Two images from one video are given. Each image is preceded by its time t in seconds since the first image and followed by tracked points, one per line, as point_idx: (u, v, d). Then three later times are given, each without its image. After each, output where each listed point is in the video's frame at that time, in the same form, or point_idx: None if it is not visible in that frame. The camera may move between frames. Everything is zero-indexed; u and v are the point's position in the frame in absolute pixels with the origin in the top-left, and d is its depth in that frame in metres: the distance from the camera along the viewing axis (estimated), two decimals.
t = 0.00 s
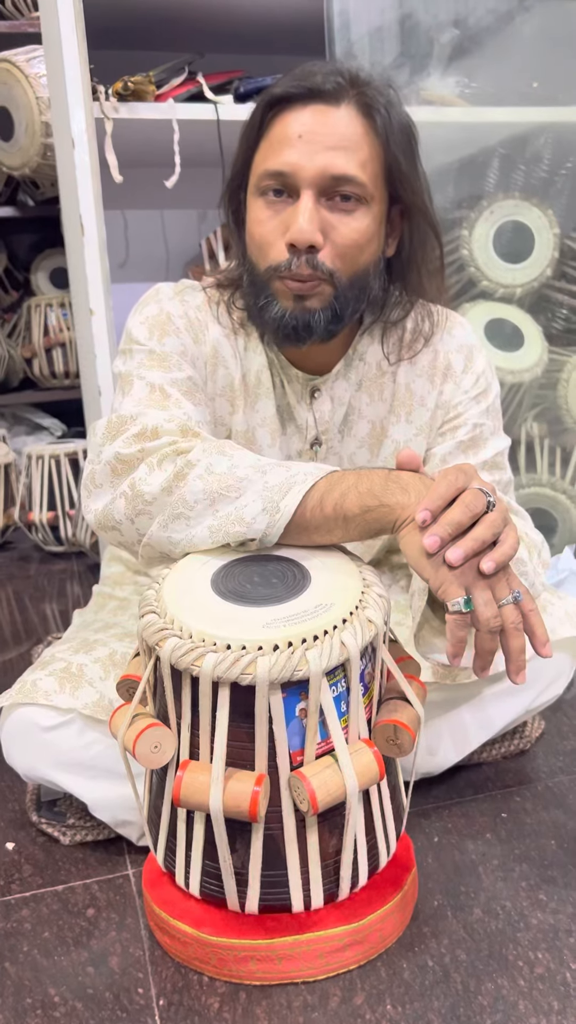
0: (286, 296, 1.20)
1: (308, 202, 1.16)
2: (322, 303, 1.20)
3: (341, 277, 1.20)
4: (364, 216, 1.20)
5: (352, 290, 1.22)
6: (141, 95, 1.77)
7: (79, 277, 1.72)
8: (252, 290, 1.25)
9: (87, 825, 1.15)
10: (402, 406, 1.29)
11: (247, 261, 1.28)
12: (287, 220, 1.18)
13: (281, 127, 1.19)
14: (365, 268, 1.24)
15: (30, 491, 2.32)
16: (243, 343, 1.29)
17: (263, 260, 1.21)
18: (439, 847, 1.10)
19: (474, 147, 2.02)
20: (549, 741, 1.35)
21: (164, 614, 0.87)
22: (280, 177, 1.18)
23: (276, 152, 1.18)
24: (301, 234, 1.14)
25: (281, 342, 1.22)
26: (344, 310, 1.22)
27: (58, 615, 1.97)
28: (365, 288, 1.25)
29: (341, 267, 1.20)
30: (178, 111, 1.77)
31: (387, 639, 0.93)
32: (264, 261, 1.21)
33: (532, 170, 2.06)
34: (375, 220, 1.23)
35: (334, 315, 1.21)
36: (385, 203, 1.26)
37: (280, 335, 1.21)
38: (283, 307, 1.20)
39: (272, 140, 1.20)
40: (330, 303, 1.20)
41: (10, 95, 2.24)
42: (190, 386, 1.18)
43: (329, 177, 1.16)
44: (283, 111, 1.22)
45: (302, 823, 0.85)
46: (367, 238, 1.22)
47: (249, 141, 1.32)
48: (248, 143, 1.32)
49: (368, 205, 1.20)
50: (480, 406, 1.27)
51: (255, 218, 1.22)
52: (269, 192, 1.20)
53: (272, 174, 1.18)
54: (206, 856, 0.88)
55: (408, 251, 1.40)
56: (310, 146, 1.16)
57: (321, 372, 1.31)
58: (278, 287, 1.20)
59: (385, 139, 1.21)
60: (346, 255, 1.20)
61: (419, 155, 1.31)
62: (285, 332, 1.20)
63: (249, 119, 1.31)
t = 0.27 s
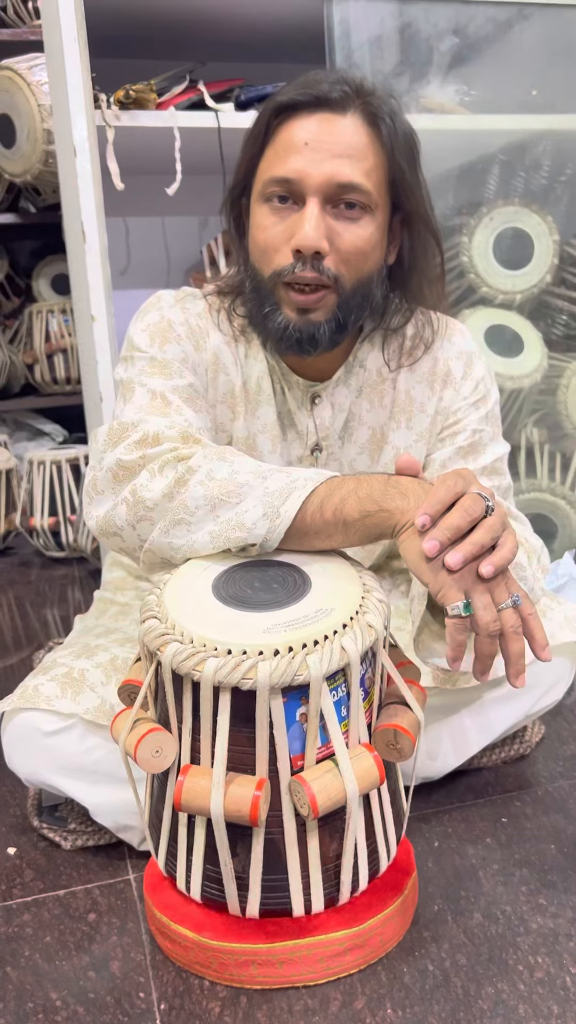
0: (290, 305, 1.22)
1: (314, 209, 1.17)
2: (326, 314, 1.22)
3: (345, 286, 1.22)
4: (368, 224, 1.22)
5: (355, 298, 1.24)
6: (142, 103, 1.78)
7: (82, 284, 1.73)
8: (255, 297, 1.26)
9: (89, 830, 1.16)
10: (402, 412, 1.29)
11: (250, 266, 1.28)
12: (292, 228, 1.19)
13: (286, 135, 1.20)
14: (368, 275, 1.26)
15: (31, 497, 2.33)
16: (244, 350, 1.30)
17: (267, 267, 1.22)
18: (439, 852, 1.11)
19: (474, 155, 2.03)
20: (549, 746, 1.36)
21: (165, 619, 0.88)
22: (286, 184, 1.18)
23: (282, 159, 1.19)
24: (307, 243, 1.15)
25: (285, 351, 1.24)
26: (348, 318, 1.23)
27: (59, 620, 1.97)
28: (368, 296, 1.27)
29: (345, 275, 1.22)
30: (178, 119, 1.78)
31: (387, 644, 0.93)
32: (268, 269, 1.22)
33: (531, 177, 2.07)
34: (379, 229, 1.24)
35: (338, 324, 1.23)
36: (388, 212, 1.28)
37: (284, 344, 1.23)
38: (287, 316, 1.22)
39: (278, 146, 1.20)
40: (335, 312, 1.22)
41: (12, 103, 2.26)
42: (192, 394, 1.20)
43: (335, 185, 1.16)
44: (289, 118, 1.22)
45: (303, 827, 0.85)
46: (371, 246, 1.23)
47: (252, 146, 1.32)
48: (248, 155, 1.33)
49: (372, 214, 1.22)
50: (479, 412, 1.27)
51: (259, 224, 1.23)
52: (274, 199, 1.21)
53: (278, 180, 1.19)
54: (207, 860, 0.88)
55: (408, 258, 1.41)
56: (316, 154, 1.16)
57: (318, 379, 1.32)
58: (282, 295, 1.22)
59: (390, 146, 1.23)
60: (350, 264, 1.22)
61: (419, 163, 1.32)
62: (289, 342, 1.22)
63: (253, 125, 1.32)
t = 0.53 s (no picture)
0: (296, 297, 1.21)
1: (321, 201, 1.18)
2: (333, 303, 1.21)
3: (351, 276, 1.22)
4: (373, 216, 1.22)
5: (361, 291, 1.24)
6: (142, 109, 1.79)
7: (82, 289, 1.73)
8: (260, 294, 1.26)
9: (89, 836, 1.15)
10: (402, 417, 1.30)
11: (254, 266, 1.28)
12: (300, 219, 1.19)
13: (289, 132, 1.21)
14: (373, 270, 1.26)
15: (32, 502, 2.33)
16: (243, 355, 1.30)
17: (273, 260, 1.22)
18: (439, 857, 1.10)
19: (473, 161, 2.04)
20: (550, 751, 1.35)
21: (165, 624, 0.87)
22: (291, 177, 1.19)
23: (286, 155, 1.20)
24: (315, 232, 1.16)
25: (291, 345, 1.23)
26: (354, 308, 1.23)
27: (59, 626, 1.97)
28: (373, 291, 1.27)
29: (352, 266, 1.22)
30: (178, 125, 1.79)
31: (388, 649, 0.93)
32: (274, 261, 1.22)
33: (531, 183, 2.08)
34: (384, 222, 1.24)
35: (345, 315, 1.22)
36: (389, 209, 1.29)
37: (291, 337, 1.22)
38: (293, 309, 1.22)
39: (281, 143, 1.21)
40: (341, 303, 1.22)
41: (13, 109, 2.27)
42: (192, 397, 1.19)
43: (340, 177, 1.18)
44: (289, 117, 1.24)
45: (303, 833, 0.85)
46: (377, 238, 1.23)
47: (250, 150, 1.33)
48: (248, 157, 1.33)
49: (377, 207, 1.22)
50: (479, 416, 1.28)
51: (265, 219, 1.23)
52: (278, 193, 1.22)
53: (283, 174, 1.19)
54: (207, 866, 0.88)
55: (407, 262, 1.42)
56: (320, 148, 1.18)
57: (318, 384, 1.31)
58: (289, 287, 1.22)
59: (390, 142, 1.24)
60: (357, 255, 1.21)
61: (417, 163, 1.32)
62: (297, 333, 1.21)
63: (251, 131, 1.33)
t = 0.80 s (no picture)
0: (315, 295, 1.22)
1: (353, 200, 1.18)
2: (350, 305, 1.22)
3: (370, 280, 1.23)
4: (397, 224, 1.24)
5: (376, 295, 1.25)
6: (143, 113, 1.80)
7: (83, 292, 1.73)
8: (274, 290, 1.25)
9: (90, 840, 1.15)
10: (402, 420, 1.30)
11: (270, 260, 1.28)
12: (331, 214, 1.19)
13: (322, 130, 1.22)
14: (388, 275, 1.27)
15: (33, 506, 2.33)
16: (243, 358, 1.30)
17: (295, 254, 1.22)
18: (440, 861, 1.10)
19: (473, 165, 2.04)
20: (551, 754, 1.35)
21: (166, 627, 0.87)
22: (325, 173, 1.19)
23: (320, 151, 1.20)
24: (346, 229, 1.16)
25: (303, 341, 1.22)
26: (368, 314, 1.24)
27: (59, 630, 1.97)
28: (384, 298, 1.28)
29: (372, 269, 1.23)
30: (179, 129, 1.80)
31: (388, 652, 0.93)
32: (296, 256, 1.22)
33: (531, 186, 2.08)
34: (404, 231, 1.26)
35: (360, 318, 1.23)
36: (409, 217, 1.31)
37: (303, 334, 1.21)
38: (310, 305, 1.21)
39: (316, 138, 1.22)
40: (358, 306, 1.22)
41: (14, 113, 2.27)
42: (192, 400, 1.19)
43: (375, 180, 1.19)
44: (324, 113, 1.24)
45: (304, 836, 0.85)
46: (397, 246, 1.25)
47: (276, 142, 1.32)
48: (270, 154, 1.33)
49: (400, 215, 1.24)
50: (479, 419, 1.28)
51: (290, 211, 1.22)
52: (308, 188, 1.22)
53: (317, 170, 1.20)
54: (208, 869, 0.88)
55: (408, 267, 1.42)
56: (358, 148, 1.19)
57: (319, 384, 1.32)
58: (309, 285, 1.22)
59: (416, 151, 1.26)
60: (377, 260, 1.23)
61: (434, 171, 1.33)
62: (311, 329, 1.20)
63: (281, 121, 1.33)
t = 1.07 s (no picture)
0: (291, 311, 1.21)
1: (319, 218, 1.18)
2: (325, 320, 1.22)
3: (345, 295, 1.22)
4: (371, 236, 1.23)
5: (356, 308, 1.24)
6: (143, 115, 1.80)
7: (84, 294, 1.73)
8: (257, 304, 1.26)
9: (90, 841, 1.15)
10: (405, 423, 1.30)
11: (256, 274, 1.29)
12: (297, 235, 1.19)
13: (295, 145, 1.22)
14: (369, 290, 1.26)
15: (33, 508, 2.33)
16: (244, 360, 1.30)
17: (271, 272, 1.23)
18: (441, 862, 1.10)
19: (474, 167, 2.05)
20: (552, 755, 1.35)
21: (166, 628, 0.87)
22: (292, 191, 1.19)
23: (289, 168, 1.20)
24: (309, 251, 1.16)
25: (284, 355, 1.23)
26: (347, 327, 1.23)
27: (60, 632, 1.97)
28: (369, 307, 1.27)
29: (346, 284, 1.22)
30: (179, 130, 1.80)
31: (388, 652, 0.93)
32: (272, 274, 1.23)
33: (531, 188, 2.09)
34: (382, 241, 1.25)
35: (336, 332, 1.22)
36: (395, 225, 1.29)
37: (282, 349, 1.22)
38: (285, 321, 1.21)
39: (287, 154, 1.22)
40: (334, 321, 1.22)
41: (14, 116, 2.28)
42: (196, 404, 1.20)
43: (342, 195, 1.18)
44: (301, 126, 1.24)
45: (304, 837, 0.85)
46: (372, 258, 1.23)
47: (263, 149, 1.33)
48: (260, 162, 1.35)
49: (376, 226, 1.23)
50: (480, 420, 1.28)
51: (264, 231, 1.24)
52: (280, 206, 1.22)
53: (285, 187, 1.20)
54: (208, 871, 0.88)
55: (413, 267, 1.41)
56: (325, 164, 1.18)
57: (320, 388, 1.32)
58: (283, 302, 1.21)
59: (396, 156, 1.24)
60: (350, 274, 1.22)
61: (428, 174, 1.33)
62: (287, 347, 1.21)
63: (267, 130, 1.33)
